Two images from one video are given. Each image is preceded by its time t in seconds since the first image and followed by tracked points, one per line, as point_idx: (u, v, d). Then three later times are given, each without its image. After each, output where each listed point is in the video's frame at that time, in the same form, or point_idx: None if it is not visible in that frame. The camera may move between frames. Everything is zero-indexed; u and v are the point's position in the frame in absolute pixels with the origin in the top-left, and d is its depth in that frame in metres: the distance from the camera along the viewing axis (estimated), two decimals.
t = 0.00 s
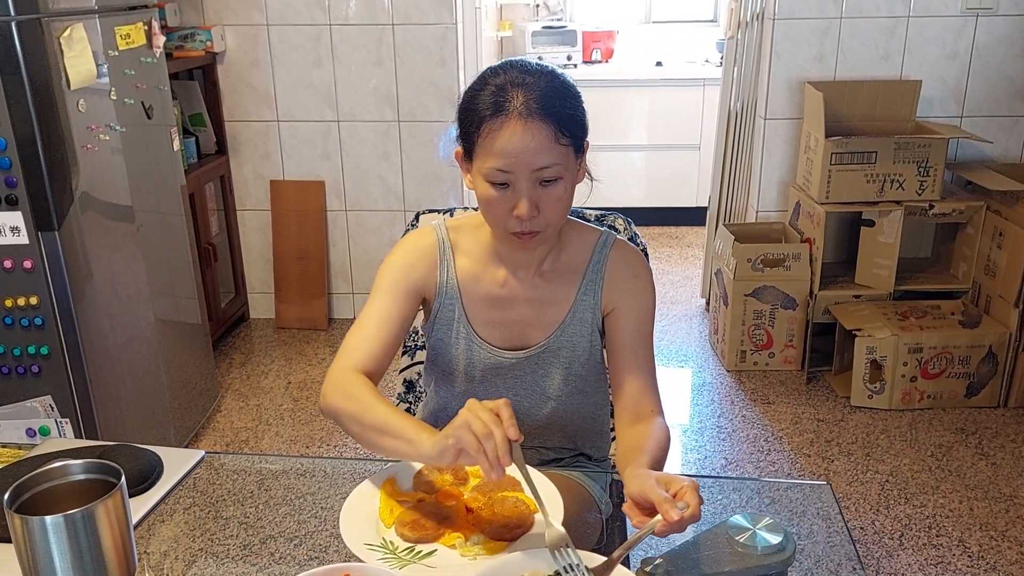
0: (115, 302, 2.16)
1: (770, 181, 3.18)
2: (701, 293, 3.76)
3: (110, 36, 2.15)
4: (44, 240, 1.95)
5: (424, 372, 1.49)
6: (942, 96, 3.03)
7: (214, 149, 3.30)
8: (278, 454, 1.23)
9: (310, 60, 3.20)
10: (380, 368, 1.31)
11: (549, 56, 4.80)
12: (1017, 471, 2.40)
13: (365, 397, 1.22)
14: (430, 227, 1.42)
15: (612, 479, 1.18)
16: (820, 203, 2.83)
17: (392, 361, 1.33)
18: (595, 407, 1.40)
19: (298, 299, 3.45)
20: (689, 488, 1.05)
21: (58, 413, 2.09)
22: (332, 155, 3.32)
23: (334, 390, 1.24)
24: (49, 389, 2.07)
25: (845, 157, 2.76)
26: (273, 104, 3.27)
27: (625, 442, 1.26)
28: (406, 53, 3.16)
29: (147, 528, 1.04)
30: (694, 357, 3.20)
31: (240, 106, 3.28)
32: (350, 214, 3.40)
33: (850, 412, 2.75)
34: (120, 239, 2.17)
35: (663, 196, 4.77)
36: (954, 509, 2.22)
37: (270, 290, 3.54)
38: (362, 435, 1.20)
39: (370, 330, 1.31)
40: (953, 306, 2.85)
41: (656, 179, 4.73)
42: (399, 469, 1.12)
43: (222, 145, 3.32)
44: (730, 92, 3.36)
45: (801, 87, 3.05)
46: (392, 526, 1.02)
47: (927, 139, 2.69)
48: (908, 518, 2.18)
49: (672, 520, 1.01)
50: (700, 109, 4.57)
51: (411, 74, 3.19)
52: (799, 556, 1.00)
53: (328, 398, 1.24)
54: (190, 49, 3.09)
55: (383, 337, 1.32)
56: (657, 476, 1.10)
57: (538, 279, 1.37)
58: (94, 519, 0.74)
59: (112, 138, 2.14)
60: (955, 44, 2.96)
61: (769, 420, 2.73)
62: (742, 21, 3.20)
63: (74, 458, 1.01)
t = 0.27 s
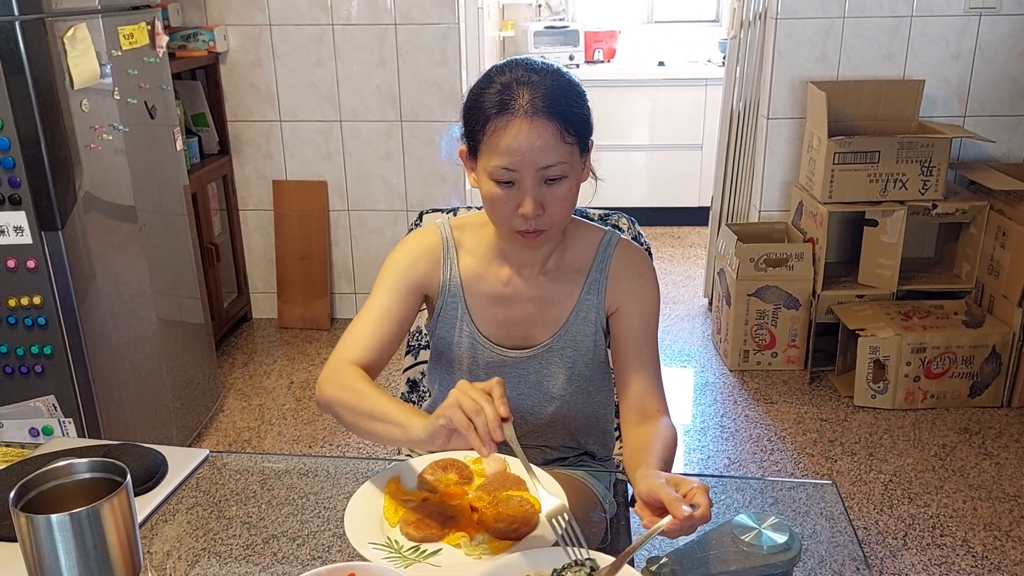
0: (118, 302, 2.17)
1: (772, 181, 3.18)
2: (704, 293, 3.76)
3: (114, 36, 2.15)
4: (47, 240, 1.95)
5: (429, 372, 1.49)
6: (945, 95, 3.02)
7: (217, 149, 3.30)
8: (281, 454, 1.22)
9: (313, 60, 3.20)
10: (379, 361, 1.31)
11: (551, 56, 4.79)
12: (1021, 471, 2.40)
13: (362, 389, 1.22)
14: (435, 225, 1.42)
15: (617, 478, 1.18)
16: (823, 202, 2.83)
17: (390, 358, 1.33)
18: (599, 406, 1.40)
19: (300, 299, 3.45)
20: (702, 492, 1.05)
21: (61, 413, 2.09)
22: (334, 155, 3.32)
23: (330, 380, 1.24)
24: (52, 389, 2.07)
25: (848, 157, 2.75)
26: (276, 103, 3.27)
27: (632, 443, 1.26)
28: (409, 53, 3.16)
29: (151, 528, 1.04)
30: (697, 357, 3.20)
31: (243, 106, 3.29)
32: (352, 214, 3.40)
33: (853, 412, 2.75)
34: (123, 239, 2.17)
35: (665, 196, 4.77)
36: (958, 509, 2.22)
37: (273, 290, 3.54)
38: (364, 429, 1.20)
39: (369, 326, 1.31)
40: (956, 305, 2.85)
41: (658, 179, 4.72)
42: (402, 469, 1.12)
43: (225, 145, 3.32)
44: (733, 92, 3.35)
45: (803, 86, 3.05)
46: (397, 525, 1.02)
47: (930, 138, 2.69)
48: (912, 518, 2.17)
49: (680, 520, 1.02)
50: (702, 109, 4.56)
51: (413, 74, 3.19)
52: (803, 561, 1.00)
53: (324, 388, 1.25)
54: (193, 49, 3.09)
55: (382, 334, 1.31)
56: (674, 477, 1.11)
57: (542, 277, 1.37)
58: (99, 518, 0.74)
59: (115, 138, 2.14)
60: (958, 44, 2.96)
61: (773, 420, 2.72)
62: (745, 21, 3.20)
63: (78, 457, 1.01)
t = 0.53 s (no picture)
0: (122, 302, 2.17)
1: (776, 181, 3.18)
2: (707, 293, 3.75)
3: (118, 35, 2.15)
4: (51, 239, 1.95)
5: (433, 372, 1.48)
6: (949, 95, 3.02)
7: (220, 149, 3.30)
8: (284, 453, 1.22)
9: (316, 59, 3.20)
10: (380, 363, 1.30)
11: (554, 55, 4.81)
12: None
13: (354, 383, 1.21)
14: (439, 225, 1.43)
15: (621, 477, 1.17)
16: (826, 202, 2.82)
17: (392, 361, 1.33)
18: (604, 406, 1.40)
19: (303, 298, 3.45)
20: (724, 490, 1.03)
21: (65, 412, 2.09)
22: (338, 155, 3.32)
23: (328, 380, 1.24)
24: (55, 388, 2.07)
25: (852, 157, 2.75)
26: (279, 103, 3.27)
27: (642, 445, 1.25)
28: (412, 52, 3.16)
29: (154, 527, 1.04)
30: (701, 357, 3.19)
31: (246, 105, 3.29)
32: (355, 213, 3.40)
33: (857, 412, 2.74)
34: (127, 238, 2.17)
35: (667, 196, 4.76)
36: (963, 510, 2.21)
37: (276, 289, 3.54)
38: (357, 426, 1.18)
39: (368, 330, 1.31)
40: (961, 306, 2.84)
41: (660, 179, 4.72)
42: (406, 469, 1.12)
43: (228, 145, 3.32)
44: (736, 92, 3.35)
45: (807, 86, 3.04)
46: (401, 524, 1.02)
47: (934, 138, 2.68)
48: (916, 518, 2.17)
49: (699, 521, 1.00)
50: (705, 109, 4.56)
51: (417, 74, 3.19)
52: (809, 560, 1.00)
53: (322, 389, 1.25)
54: (196, 48, 3.10)
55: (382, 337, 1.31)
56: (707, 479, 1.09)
57: (546, 276, 1.36)
58: (105, 516, 0.74)
59: (119, 137, 2.14)
60: (963, 43, 2.95)
61: (776, 420, 2.72)
62: (748, 21, 3.19)
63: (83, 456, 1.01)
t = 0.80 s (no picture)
0: (123, 302, 2.17)
1: (777, 181, 3.18)
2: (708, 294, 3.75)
3: (119, 35, 2.15)
4: (52, 239, 1.95)
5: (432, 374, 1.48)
6: (950, 96, 3.02)
7: (222, 149, 3.30)
8: (284, 454, 1.22)
9: (317, 59, 3.20)
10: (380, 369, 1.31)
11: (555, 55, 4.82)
12: None
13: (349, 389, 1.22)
14: (438, 228, 1.43)
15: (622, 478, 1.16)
16: (828, 203, 2.82)
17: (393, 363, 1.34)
18: (605, 408, 1.40)
19: (304, 298, 3.45)
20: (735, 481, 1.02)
21: (65, 412, 2.09)
22: (339, 155, 3.32)
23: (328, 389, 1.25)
24: (56, 387, 2.07)
25: (854, 157, 2.75)
26: (280, 103, 3.27)
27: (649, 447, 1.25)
28: (414, 52, 3.16)
29: (154, 527, 1.03)
30: (702, 358, 3.19)
31: (248, 105, 3.29)
32: (356, 213, 3.40)
33: (858, 413, 2.74)
34: (128, 238, 2.18)
35: (668, 196, 4.76)
36: (964, 511, 2.21)
37: (277, 289, 3.54)
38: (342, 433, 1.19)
39: (371, 332, 1.32)
40: (962, 307, 2.84)
41: (661, 179, 4.72)
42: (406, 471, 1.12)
43: (230, 145, 3.32)
44: (737, 92, 3.35)
45: (808, 87, 3.04)
46: (402, 525, 1.01)
47: (935, 139, 2.68)
48: (917, 520, 2.17)
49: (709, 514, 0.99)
50: (706, 109, 4.56)
51: (418, 74, 3.19)
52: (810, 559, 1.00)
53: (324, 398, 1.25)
54: (198, 48, 3.10)
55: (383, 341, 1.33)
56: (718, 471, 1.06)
57: (547, 277, 1.36)
58: (105, 517, 0.74)
59: (120, 137, 2.14)
60: (964, 44, 2.95)
61: (777, 421, 2.72)
62: (749, 21, 3.19)
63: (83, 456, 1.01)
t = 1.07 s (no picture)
0: (125, 303, 2.17)
1: (778, 182, 3.17)
2: (709, 295, 3.75)
3: (121, 37, 2.15)
4: (55, 240, 1.96)
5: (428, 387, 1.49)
6: (952, 97, 3.01)
7: (224, 150, 3.31)
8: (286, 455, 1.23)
9: (319, 61, 3.21)
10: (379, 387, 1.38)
11: (557, 57, 4.75)
12: None
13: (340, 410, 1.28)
14: (424, 242, 1.44)
15: (623, 480, 1.17)
16: (829, 204, 2.82)
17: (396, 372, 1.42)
18: (605, 410, 1.40)
19: (305, 299, 3.45)
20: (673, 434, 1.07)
21: (68, 413, 2.10)
22: (341, 157, 3.33)
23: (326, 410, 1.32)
24: (58, 388, 2.07)
25: (855, 158, 2.75)
26: (282, 104, 3.28)
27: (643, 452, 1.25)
28: (415, 54, 3.16)
29: (156, 528, 1.03)
30: (703, 359, 3.19)
31: (250, 106, 3.29)
32: (358, 215, 3.40)
33: (860, 415, 2.74)
34: (130, 239, 2.18)
35: (670, 197, 4.76)
36: (966, 513, 2.21)
37: (279, 290, 3.54)
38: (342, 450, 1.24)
39: (367, 349, 1.39)
40: (963, 308, 2.84)
41: (662, 180, 4.72)
42: (410, 471, 1.13)
43: (232, 146, 3.32)
44: (739, 93, 3.35)
45: (810, 88, 3.04)
46: (404, 526, 1.02)
47: (937, 140, 2.68)
48: (919, 522, 2.17)
49: (631, 453, 1.04)
50: (707, 110, 4.56)
51: (420, 75, 3.19)
52: (811, 559, 0.99)
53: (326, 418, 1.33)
54: (200, 50, 3.10)
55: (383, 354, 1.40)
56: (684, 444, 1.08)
57: (537, 288, 1.36)
58: (107, 518, 0.74)
59: (122, 139, 2.14)
60: (966, 45, 2.95)
61: (779, 422, 2.72)
62: (751, 22, 3.20)
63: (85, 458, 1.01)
